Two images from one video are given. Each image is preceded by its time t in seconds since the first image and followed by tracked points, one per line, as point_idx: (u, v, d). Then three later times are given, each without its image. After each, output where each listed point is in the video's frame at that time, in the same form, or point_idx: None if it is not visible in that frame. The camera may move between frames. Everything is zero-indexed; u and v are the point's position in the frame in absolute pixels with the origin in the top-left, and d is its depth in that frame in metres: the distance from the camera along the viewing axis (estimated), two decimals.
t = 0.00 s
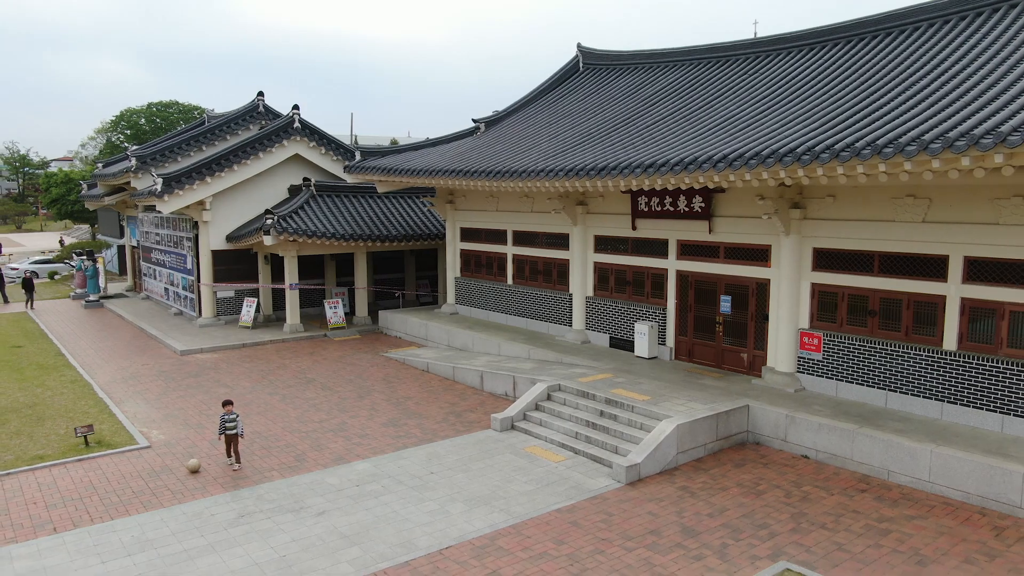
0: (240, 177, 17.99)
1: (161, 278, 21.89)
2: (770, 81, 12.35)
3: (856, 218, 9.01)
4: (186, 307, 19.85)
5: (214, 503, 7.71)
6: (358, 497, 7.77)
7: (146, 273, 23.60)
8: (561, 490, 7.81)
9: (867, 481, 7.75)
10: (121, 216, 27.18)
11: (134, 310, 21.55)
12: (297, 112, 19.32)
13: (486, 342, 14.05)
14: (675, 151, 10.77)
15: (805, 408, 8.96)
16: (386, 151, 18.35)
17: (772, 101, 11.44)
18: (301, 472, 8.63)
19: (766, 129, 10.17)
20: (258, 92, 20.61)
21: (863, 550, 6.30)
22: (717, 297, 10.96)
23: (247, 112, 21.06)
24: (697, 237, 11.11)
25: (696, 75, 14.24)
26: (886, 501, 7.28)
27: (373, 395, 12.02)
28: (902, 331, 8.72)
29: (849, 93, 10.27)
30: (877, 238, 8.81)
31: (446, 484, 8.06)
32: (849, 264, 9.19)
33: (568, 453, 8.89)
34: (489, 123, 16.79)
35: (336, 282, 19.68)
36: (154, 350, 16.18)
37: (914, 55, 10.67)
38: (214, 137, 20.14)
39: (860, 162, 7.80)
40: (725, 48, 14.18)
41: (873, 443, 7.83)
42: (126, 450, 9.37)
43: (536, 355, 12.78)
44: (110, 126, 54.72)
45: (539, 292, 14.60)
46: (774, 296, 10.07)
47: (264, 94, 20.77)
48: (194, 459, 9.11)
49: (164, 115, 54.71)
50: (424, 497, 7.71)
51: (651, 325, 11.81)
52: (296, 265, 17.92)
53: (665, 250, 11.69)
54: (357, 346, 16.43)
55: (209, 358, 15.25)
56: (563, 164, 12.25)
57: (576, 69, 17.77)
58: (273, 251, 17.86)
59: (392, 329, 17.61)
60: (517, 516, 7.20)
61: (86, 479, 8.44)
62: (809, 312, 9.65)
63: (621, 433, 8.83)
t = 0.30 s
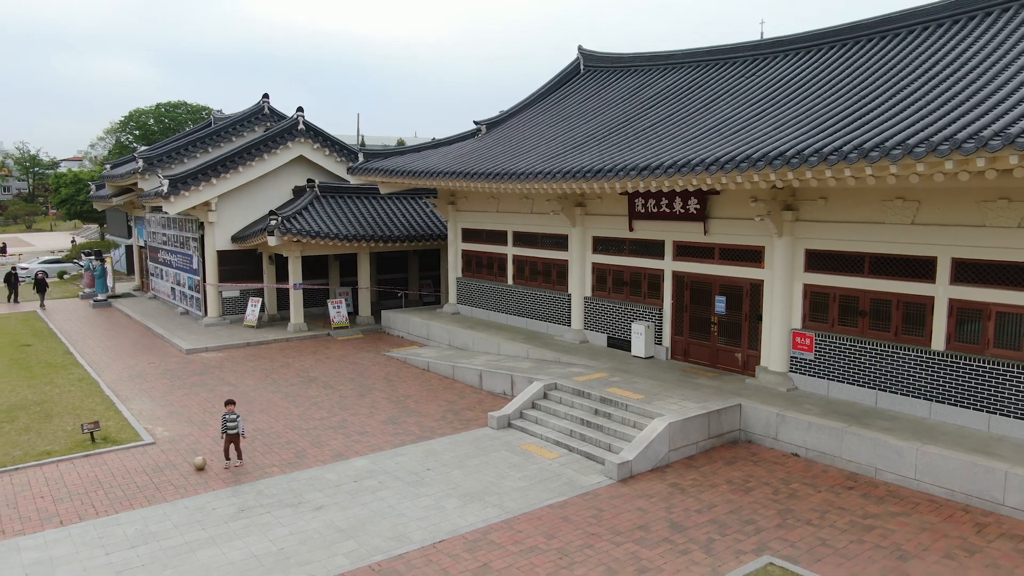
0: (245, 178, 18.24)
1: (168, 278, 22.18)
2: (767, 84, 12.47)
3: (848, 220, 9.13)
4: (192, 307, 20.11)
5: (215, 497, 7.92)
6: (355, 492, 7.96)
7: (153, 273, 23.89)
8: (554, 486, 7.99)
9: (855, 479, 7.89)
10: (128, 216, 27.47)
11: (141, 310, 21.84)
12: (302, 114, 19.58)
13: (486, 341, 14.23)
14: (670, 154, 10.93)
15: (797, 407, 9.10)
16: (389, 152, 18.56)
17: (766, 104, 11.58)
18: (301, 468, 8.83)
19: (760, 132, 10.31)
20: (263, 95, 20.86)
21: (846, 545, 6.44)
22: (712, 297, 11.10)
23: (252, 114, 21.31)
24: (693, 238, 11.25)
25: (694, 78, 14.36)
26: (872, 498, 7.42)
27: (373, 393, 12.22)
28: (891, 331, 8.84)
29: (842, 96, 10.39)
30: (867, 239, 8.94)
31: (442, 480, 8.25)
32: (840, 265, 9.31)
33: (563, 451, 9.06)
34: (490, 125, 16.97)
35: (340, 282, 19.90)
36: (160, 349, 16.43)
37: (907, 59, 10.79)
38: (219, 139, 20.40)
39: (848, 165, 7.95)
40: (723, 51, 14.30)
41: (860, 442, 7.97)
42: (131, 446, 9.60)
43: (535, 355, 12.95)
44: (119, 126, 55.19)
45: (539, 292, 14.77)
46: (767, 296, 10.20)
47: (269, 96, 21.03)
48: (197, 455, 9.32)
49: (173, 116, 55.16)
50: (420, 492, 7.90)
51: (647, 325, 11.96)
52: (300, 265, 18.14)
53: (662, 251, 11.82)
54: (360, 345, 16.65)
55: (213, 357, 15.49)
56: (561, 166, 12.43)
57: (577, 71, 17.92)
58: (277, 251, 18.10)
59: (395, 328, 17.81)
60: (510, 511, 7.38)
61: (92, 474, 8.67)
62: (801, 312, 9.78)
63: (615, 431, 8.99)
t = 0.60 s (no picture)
0: (250, 179, 18.48)
1: (174, 277, 22.46)
2: (763, 86, 12.59)
3: (840, 221, 9.25)
4: (198, 306, 20.38)
5: (217, 492, 8.13)
6: (353, 487, 8.16)
7: (160, 272, 24.19)
8: (547, 482, 8.16)
9: (843, 476, 8.03)
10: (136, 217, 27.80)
11: (148, 309, 22.13)
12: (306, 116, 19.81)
13: (487, 341, 14.40)
14: (665, 156, 11.08)
15: (788, 405, 9.24)
16: (391, 154, 18.76)
17: (762, 106, 11.70)
18: (301, 464, 9.03)
19: (754, 135, 10.44)
20: (268, 97, 21.11)
21: (829, 540, 6.58)
22: (708, 297, 11.25)
23: (258, 115, 21.56)
24: (688, 239, 11.40)
25: (693, 80, 14.48)
26: (859, 495, 7.56)
27: (374, 392, 12.43)
28: (882, 331, 8.97)
29: (835, 99, 10.51)
30: (859, 241, 9.06)
31: (439, 476, 8.44)
32: (832, 266, 9.44)
33: (558, 448, 9.23)
34: (492, 127, 17.15)
35: (343, 281, 20.13)
36: (166, 348, 16.69)
37: (901, 62, 10.89)
38: (225, 140, 20.66)
39: (835, 168, 8.10)
40: (721, 53, 14.42)
41: (849, 440, 8.11)
42: (136, 442, 9.83)
43: (533, 354, 13.13)
44: (128, 127, 55.68)
45: (538, 292, 14.94)
46: (761, 297, 10.34)
47: (274, 98, 21.28)
48: (200, 451, 9.53)
49: (181, 117, 55.60)
50: (416, 487, 8.09)
51: (644, 325, 12.11)
52: (304, 265, 18.36)
53: (658, 252, 11.97)
54: (362, 344, 16.87)
55: (218, 356, 15.73)
56: (559, 168, 12.59)
57: (578, 73, 18.07)
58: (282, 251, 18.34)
59: (397, 328, 18.01)
60: (503, 506, 7.55)
61: (98, 469, 8.89)
62: (794, 312, 9.91)
63: (608, 429, 9.15)
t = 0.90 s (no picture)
0: (255, 181, 18.73)
1: (181, 278, 22.74)
2: (759, 89, 12.72)
3: (832, 223, 9.39)
4: (204, 306, 20.65)
5: (219, 487, 8.34)
6: (352, 483, 8.35)
7: (167, 273, 24.49)
8: (541, 479, 8.33)
9: (832, 474, 8.17)
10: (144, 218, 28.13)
11: (155, 309, 22.42)
12: (310, 118, 20.06)
13: (487, 340, 14.58)
14: (660, 158, 11.23)
15: (780, 405, 9.38)
16: (394, 155, 18.97)
17: (757, 109, 11.84)
18: (301, 460, 9.23)
19: (748, 138, 10.59)
20: (274, 99, 21.37)
21: (814, 536, 6.73)
22: (703, 298, 11.39)
23: (263, 117, 21.82)
24: (684, 240, 11.55)
25: (691, 83, 14.62)
26: (846, 492, 7.69)
27: (375, 390, 12.63)
28: (872, 332, 9.09)
29: (829, 103, 10.64)
30: (850, 243, 9.19)
31: (435, 473, 8.62)
32: (824, 268, 9.57)
33: (553, 446, 9.40)
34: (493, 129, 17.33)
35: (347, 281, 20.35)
36: (172, 347, 16.95)
37: (895, 65, 11.01)
38: (231, 142, 20.92)
39: (824, 172, 8.24)
40: (719, 56, 14.55)
41: (838, 438, 8.24)
42: (141, 439, 10.05)
43: (532, 353, 13.30)
44: (136, 127, 56.19)
45: (538, 292, 15.10)
46: (754, 298, 10.48)
47: (279, 100, 21.54)
48: (203, 448, 9.74)
49: (190, 117, 56.04)
50: (412, 484, 8.28)
51: (641, 325, 12.26)
52: (308, 265, 18.59)
53: (655, 253, 12.12)
54: (365, 343, 17.08)
55: (223, 355, 15.97)
56: (557, 170, 12.76)
57: (579, 75, 18.23)
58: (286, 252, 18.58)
59: (400, 327, 18.21)
60: (497, 502, 7.73)
61: (103, 464, 9.12)
62: (787, 313, 10.05)
63: (603, 427, 9.31)
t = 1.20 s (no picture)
0: (260, 183, 18.96)
1: (188, 278, 23.02)
2: (756, 92, 12.84)
3: (824, 225, 9.51)
4: (210, 305, 20.90)
5: (221, 483, 8.55)
6: (350, 480, 8.55)
7: (173, 273, 24.78)
8: (535, 476, 8.51)
9: (821, 472, 8.31)
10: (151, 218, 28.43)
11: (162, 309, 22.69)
12: (315, 120, 20.29)
13: (487, 340, 14.76)
14: (656, 161, 11.39)
15: (772, 404, 9.51)
16: (397, 157, 19.19)
17: (752, 112, 11.98)
18: (301, 457, 9.44)
19: (742, 141, 10.72)
20: (278, 101, 21.61)
21: (799, 532, 6.87)
22: (699, 299, 11.54)
23: (268, 119, 22.05)
24: (680, 242, 11.70)
25: (689, 86, 14.76)
26: (834, 490, 7.83)
27: (375, 389, 12.83)
28: (863, 332, 9.22)
29: (823, 106, 10.76)
30: (841, 245, 9.32)
31: (432, 469, 8.81)
32: (816, 269, 9.70)
33: (548, 444, 9.58)
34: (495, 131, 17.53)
35: (350, 282, 20.57)
36: (178, 346, 17.20)
37: (888, 69, 11.14)
38: (236, 144, 21.17)
39: (813, 175, 8.39)
40: (716, 59, 14.68)
41: (827, 437, 8.38)
42: (145, 436, 10.28)
43: (531, 353, 13.47)
44: (145, 128, 56.70)
45: (538, 292, 15.27)
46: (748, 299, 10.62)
47: (284, 103, 21.77)
48: (206, 445, 9.95)
49: (197, 118, 56.50)
50: (409, 480, 8.46)
51: (637, 325, 12.41)
52: (311, 266, 18.81)
53: (652, 255, 12.27)
54: (367, 343, 17.29)
55: (227, 354, 16.20)
56: (555, 173, 12.93)
57: (580, 78, 18.39)
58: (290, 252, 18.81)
59: (402, 327, 18.41)
60: (490, 498, 7.90)
61: (108, 460, 9.35)
62: (781, 314, 10.18)
63: (596, 426, 9.47)
